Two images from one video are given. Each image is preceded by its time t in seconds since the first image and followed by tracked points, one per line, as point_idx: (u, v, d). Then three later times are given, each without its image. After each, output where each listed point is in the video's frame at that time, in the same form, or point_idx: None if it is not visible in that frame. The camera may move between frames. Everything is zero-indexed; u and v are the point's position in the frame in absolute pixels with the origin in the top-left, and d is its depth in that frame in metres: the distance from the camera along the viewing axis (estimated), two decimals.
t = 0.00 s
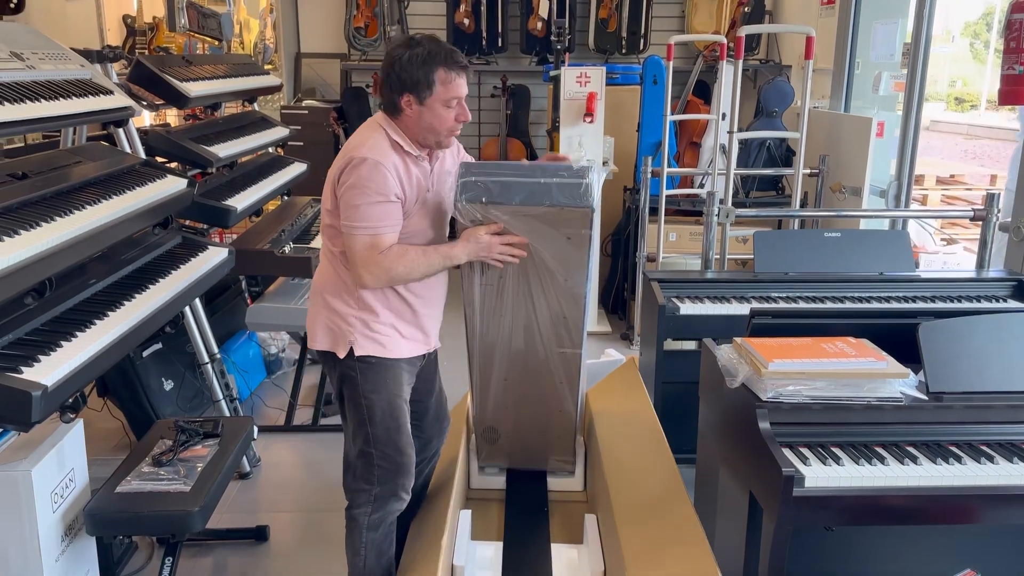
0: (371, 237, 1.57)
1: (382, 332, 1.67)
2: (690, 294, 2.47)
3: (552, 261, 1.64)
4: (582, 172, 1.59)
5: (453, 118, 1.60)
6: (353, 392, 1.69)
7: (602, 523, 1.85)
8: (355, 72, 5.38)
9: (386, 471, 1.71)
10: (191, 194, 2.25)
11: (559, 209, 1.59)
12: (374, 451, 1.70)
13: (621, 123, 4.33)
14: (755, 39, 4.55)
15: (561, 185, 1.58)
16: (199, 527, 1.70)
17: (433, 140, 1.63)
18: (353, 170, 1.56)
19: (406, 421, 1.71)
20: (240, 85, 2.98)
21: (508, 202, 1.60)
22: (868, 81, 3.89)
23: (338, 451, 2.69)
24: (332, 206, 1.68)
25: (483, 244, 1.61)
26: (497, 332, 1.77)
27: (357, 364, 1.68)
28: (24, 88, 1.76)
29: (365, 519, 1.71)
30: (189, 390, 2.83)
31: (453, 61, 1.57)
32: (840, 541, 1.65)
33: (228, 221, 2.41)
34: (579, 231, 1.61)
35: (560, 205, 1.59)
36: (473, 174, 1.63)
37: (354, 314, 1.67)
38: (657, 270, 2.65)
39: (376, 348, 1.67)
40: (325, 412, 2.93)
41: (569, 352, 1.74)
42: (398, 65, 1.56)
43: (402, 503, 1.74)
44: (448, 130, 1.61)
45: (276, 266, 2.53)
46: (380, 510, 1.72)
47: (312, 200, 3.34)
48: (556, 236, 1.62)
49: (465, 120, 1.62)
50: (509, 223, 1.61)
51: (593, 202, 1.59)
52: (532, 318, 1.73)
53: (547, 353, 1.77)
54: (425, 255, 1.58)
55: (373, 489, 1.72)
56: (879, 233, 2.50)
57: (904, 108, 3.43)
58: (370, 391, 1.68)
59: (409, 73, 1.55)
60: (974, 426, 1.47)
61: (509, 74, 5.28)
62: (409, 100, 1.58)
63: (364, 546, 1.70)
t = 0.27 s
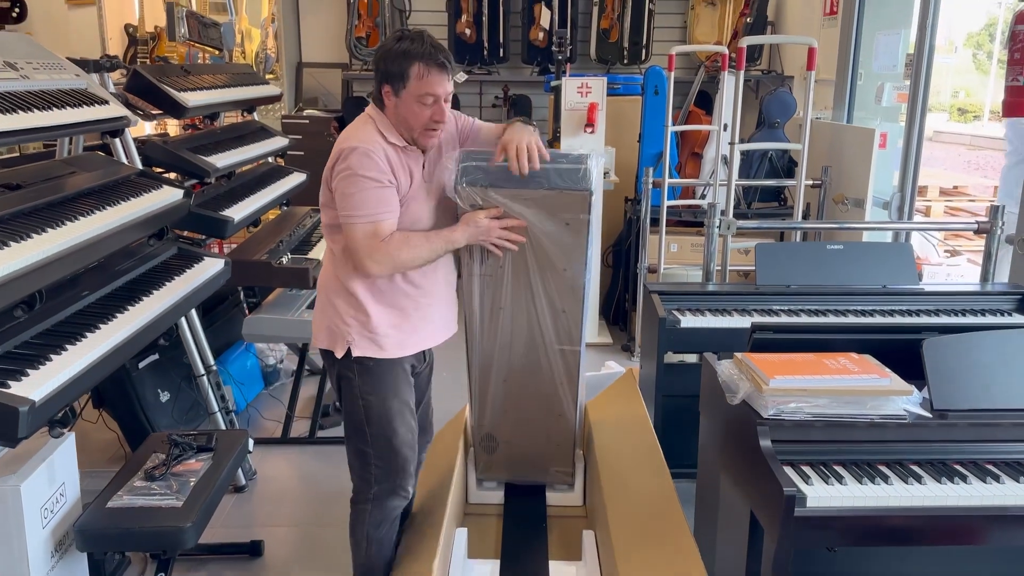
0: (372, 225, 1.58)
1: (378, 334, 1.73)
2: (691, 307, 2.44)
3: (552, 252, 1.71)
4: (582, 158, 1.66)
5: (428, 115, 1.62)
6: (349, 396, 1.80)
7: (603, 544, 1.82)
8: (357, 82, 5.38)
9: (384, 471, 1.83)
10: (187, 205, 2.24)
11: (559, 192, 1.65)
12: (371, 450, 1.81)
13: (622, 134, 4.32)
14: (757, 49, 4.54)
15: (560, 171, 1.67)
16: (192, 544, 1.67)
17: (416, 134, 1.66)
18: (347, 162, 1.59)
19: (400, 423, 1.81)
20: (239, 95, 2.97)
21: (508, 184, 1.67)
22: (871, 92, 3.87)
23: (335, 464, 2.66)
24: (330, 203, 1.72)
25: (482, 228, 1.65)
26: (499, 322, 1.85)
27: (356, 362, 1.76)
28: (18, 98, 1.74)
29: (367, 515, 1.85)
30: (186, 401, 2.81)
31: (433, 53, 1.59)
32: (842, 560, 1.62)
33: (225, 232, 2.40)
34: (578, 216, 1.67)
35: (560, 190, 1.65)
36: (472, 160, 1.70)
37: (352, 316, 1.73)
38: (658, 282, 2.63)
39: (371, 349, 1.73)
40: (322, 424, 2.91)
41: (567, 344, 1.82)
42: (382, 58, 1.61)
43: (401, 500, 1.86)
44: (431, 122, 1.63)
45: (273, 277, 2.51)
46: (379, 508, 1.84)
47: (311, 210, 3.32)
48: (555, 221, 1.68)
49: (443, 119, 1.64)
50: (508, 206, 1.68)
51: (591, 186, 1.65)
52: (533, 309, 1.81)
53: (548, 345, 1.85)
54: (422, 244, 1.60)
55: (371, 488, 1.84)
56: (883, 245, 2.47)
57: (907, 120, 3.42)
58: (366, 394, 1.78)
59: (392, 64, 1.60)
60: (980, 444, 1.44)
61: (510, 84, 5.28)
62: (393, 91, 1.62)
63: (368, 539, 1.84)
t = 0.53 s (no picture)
0: (375, 243, 1.54)
1: (374, 349, 1.74)
2: (692, 317, 2.39)
3: (554, 259, 1.83)
4: (580, 161, 1.77)
5: (422, 133, 1.55)
6: (339, 409, 1.82)
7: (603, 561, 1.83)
8: (356, 88, 5.35)
9: (366, 488, 1.85)
10: (176, 213, 2.20)
11: (560, 196, 1.77)
12: (354, 465, 1.84)
13: (623, 140, 4.28)
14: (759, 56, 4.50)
15: (561, 175, 1.77)
16: (177, 561, 1.63)
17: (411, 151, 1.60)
18: (342, 180, 1.54)
19: (382, 445, 1.81)
20: (234, 101, 2.94)
21: (507, 186, 1.75)
22: (875, 99, 3.83)
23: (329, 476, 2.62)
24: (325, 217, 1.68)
25: (482, 233, 1.73)
26: (497, 327, 1.94)
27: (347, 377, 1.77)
28: (2, 104, 1.71)
29: (352, 526, 1.88)
30: (178, 411, 2.77)
31: (431, 70, 1.52)
32: None
33: (217, 240, 2.36)
34: (577, 220, 1.79)
35: (561, 194, 1.77)
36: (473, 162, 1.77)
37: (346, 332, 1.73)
38: (658, 291, 2.58)
39: (365, 363, 1.73)
40: (317, 435, 2.86)
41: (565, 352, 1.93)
42: (379, 71, 1.54)
43: (384, 515, 1.88)
44: (424, 141, 1.57)
45: (266, 285, 2.47)
46: (364, 523, 1.86)
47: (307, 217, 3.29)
48: (555, 225, 1.80)
49: (439, 138, 1.57)
50: (508, 209, 1.78)
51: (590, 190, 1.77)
52: (533, 316, 1.91)
53: (546, 352, 1.96)
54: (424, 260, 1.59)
55: (356, 501, 1.87)
56: (888, 254, 2.42)
57: (911, 127, 3.37)
58: (353, 413, 1.80)
59: (389, 77, 1.53)
60: (988, 463, 1.39)
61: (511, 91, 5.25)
62: (389, 105, 1.56)
63: (353, 551, 1.88)
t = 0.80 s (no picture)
0: (386, 252, 1.48)
1: (372, 359, 1.68)
2: (693, 325, 2.33)
3: (554, 260, 1.80)
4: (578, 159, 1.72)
5: (422, 143, 1.50)
6: (330, 420, 1.76)
7: None
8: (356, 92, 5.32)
9: (357, 503, 1.80)
10: (166, 219, 2.16)
11: (559, 192, 1.73)
12: (345, 478, 1.78)
13: (624, 145, 4.24)
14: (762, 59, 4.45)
15: (560, 171, 1.73)
16: None
17: (411, 160, 1.56)
18: (340, 194, 1.48)
19: (373, 460, 1.75)
20: (228, 106, 2.90)
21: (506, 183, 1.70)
22: (879, 102, 3.78)
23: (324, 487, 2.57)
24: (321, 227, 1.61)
25: (481, 227, 1.67)
26: (497, 330, 1.90)
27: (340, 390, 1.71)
28: None
29: (343, 540, 1.83)
30: (171, 420, 2.73)
31: (431, 78, 1.46)
32: None
33: (210, 247, 2.32)
34: (577, 217, 1.75)
35: (561, 190, 1.73)
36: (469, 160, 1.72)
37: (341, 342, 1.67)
38: (659, 299, 2.53)
39: (360, 375, 1.67)
40: (312, 444, 2.82)
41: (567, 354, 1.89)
42: (375, 79, 1.48)
43: (375, 530, 1.83)
44: (422, 150, 1.52)
45: (259, 293, 2.43)
46: (355, 538, 1.82)
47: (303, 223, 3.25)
48: (554, 223, 1.76)
49: (438, 148, 1.52)
50: (505, 205, 1.73)
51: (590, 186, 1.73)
52: (534, 318, 1.88)
53: (547, 355, 1.92)
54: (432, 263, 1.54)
55: (347, 515, 1.82)
56: (894, 260, 2.37)
57: (917, 131, 3.32)
58: (344, 425, 1.74)
59: (387, 84, 1.47)
60: (999, 480, 1.34)
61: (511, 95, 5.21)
62: (385, 113, 1.50)
63: (345, 567, 1.83)
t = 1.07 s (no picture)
0: (374, 266, 1.41)
1: (375, 364, 1.64)
2: (696, 328, 2.29)
3: (551, 251, 1.76)
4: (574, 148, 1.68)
5: (427, 142, 1.46)
6: (335, 425, 1.71)
7: None
8: (354, 93, 5.28)
9: (361, 510, 1.76)
10: (158, 222, 2.12)
11: (553, 180, 1.69)
12: (349, 486, 1.74)
13: (625, 145, 4.20)
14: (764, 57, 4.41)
15: (555, 158, 1.69)
16: None
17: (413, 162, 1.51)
18: (339, 202, 1.43)
19: (380, 465, 1.71)
20: (223, 106, 2.86)
21: (501, 171, 1.66)
22: (883, 101, 3.73)
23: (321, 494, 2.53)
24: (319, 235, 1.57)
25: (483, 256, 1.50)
26: (495, 326, 1.87)
27: (345, 394, 1.67)
28: None
29: (342, 549, 1.79)
30: (165, 426, 2.69)
31: (436, 77, 1.42)
32: None
33: (203, 250, 2.28)
34: (574, 206, 1.71)
35: (557, 178, 1.69)
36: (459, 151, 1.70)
37: (345, 347, 1.62)
38: (660, 301, 2.48)
39: (365, 381, 1.63)
40: (308, 450, 2.78)
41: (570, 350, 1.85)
42: (379, 77, 1.44)
43: (378, 537, 1.80)
44: (427, 150, 1.48)
45: (253, 297, 2.39)
46: (356, 546, 1.78)
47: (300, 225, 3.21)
48: (550, 212, 1.72)
49: (442, 147, 1.47)
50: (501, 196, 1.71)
51: (587, 173, 1.69)
52: (532, 313, 1.83)
53: (547, 352, 1.87)
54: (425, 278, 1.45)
55: (348, 522, 1.78)
56: (901, 261, 2.32)
57: (922, 130, 3.27)
58: (348, 430, 1.70)
59: (391, 82, 1.43)
60: (1014, 490, 1.29)
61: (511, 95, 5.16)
62: (389, 113, 1.46)
63: None
